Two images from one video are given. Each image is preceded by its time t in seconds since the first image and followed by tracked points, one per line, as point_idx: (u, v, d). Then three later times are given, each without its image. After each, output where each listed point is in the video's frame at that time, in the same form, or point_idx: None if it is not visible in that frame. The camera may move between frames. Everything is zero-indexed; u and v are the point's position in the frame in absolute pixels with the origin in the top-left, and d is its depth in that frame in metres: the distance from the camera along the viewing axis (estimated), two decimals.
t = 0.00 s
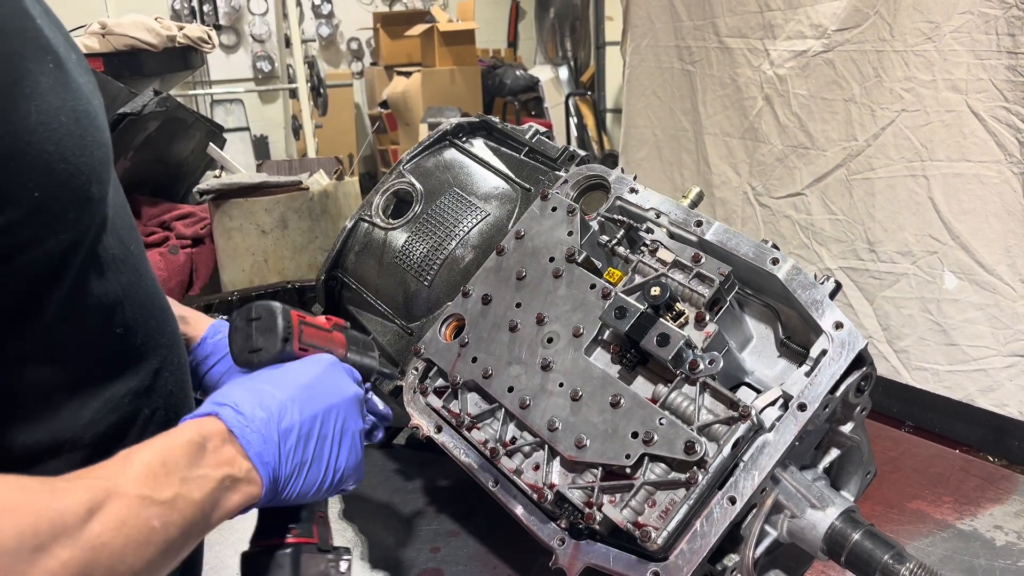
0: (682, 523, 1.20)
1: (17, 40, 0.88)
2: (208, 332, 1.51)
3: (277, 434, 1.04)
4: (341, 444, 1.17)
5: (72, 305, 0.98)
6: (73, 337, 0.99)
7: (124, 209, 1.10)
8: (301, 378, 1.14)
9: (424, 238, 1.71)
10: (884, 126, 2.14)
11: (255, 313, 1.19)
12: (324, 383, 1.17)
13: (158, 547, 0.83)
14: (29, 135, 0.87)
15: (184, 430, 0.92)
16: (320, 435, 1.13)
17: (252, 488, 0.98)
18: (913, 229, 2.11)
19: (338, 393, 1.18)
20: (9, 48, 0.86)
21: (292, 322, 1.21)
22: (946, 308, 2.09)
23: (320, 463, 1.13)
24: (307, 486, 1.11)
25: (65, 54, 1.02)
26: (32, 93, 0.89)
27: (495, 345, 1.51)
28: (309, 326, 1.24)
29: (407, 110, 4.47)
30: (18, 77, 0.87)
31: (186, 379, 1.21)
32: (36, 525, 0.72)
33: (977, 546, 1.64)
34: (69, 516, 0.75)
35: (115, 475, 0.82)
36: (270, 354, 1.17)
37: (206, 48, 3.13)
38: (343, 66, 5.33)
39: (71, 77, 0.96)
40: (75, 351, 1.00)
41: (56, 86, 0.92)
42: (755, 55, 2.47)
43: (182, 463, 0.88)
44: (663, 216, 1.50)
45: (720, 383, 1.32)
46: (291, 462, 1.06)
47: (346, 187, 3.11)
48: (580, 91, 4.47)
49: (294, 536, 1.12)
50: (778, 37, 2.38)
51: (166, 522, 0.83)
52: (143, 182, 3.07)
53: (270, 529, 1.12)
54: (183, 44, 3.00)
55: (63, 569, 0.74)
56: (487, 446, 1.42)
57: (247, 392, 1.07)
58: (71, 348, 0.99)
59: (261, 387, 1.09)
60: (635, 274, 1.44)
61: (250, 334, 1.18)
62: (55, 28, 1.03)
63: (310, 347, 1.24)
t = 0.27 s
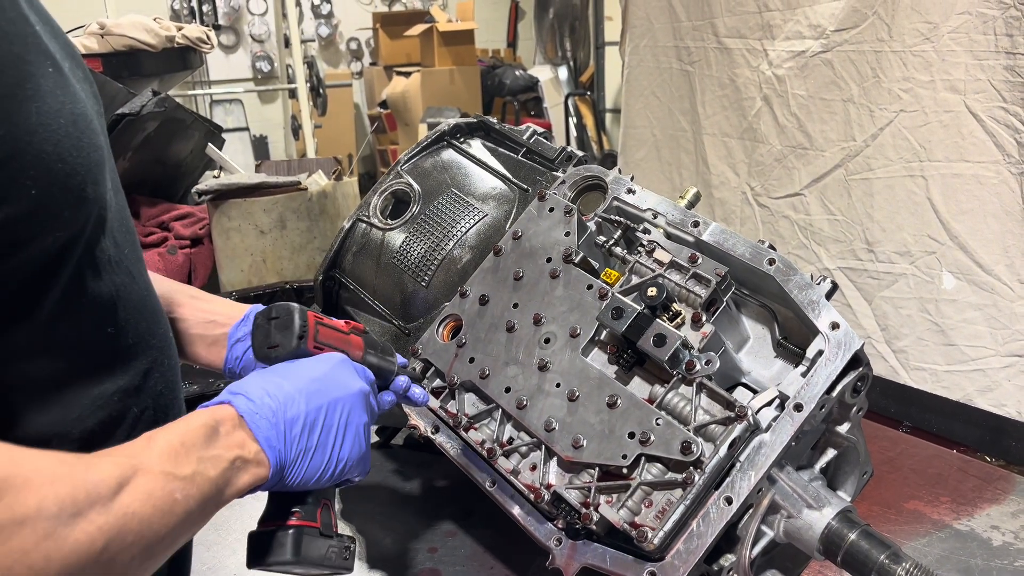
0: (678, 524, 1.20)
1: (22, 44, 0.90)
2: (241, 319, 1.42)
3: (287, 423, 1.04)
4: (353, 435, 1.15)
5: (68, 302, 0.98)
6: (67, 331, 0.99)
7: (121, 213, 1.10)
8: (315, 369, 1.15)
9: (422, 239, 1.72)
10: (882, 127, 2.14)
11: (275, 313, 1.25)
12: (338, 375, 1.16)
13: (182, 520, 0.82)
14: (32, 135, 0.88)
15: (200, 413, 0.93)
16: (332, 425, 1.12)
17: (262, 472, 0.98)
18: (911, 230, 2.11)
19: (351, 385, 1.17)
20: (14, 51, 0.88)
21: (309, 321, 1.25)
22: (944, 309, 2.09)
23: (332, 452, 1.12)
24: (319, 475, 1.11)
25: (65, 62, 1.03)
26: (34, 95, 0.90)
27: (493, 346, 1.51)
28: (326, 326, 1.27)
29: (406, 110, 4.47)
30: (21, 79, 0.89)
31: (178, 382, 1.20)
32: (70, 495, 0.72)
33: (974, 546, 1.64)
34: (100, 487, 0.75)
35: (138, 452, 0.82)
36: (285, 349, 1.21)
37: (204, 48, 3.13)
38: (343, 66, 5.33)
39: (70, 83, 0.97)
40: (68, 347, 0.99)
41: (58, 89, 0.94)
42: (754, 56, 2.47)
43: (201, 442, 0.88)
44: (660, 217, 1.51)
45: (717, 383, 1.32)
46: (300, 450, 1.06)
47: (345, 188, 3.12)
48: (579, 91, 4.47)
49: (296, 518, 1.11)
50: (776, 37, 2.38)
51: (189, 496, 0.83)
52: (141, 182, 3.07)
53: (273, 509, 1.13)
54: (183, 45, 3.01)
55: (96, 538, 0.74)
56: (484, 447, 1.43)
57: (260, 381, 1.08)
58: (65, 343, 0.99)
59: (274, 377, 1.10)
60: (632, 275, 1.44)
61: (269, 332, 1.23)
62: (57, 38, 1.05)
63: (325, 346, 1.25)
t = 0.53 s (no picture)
0: (677, 523, 1.20)
1: (26, 42, 0.92)
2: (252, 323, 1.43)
3: (295, 406, 1.02)
4: (356, 432, 1.13)
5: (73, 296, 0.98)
6: (69, 326, 0.98)
7: (129, 215, 1.11)
8: (329, 362, 1.14)
9: (420, 238, 1.71)
10: (881, 126, 2.14)
11: (300, 303, 1.21)
12: (352, 372, 1.15)
13: (190, 492, 0.80)
14: (35, 129, 0.90)
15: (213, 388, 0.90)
16: (336, 418, 1.10)
17: (265, 451, 0.96)
18: (911, 230, 2.11)
19: (362, 383, 1.15)
20: (15, 49, 0.91)
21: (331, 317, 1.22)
22: (943, 308, 2.09)
23: (331, 444, 1.10)
24: (315, 465, 1.08)
25: (72, 66, 1.06)
26: (36, 90, 0.92)
27: (491, 345, 1.51)
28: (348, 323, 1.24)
29: (406, 110, 4.47)
30: (24, 75, 0.91)
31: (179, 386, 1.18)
32: (82, 461, 0.70)
33: (972, 545, 1.64)
34: (112, 454, 0.73)
35: (149, 422, 0.80)
36: (305, 341, 1.17)
37: (203, 47, 3.13)
38: (342, 66, 5.33)
39: (75, 83, 1.00)
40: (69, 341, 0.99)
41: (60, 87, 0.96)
42: (753, 55, 2.47)
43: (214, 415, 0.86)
44: (658, 216, 1.51)
45: (715, 382, 1.32)
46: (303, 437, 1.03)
47: (342, 187, 3.12)
48: (579, 91, 4.47)
49: (286, 507, 1.07)
50: (775, 37, 2.38)
51: (198, 469, 0.81)
52: (141, 182, 3.07)
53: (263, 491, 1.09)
54: (182, 44, 3.01)
55: (105, 506, 0.71)
56: (482, 446, 1.43)
57: (274, 364, 1.07)
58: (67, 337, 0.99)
59: (288, 362, 1.09)
60: (630, 274, 1.44)
61: (291, 322, 1.19)
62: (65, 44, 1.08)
63: (343, 343, 1.22)
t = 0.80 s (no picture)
0: (675, 523, 1.20)
1: (52, 36, 0.97)
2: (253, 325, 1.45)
3: (294, 364, 1.02)
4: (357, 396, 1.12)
5: (86, 285, 1.00)
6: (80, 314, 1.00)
7: (138, 213, 1.14)
8: (328, 326, 1.13)
9: (419, 237, 1.71)
10: (881, 125, 2.14)
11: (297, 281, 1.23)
12: (351, 337, 1.15)
13: (187, 431, 0.82)
14: (53, 116, 0.94)
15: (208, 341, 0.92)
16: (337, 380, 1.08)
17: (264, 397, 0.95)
18: (910, 229, 2.11)
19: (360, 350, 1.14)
20: (42, 40, 0.95)
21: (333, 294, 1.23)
22: (942, 307, 2.09)
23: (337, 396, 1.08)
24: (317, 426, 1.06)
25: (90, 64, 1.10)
26: (59, 80, 0.96)
27: (490, 345, 1.51)
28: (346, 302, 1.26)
29: (405, 109, 4.46)
30: (49, 66, 0.95)
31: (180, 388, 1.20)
32: (78, 398, 0.72)
33: (971, 545, 1.64)
34: (108, 394, 0.74)
35: (147, 367, 0.82)
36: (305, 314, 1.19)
37: (202, 47, 3.13)
38: (342, 65, 5.33)
39: (93, 79, 1.04)
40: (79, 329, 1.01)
41: (82, 80, 1.00)
42: (753, 54, 2.47)
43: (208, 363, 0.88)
44: (657, 215, 1.50)
45: (714, 382, 1.32)
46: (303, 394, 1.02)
47: (341, 187, 3.13)
48: (578, 90, 4.47)
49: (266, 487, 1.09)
50: (774, 36, 2.38)
51: (197, 407, 0.82)
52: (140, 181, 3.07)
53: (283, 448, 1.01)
54: (181, 43, 3.01)
55: (103, 441, 0.73)
56: (481, 446, 1.43)
57: (273, 324, 1.06)
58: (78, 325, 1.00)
59: (287, 322, 1.08)
60: (629, 274, 1.44)
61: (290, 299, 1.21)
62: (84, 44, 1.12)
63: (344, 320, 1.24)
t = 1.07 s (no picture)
0: (674, 522, 1.19)
1: (67, 32, 0.97)
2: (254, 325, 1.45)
3: (268, 384, 1.06)
4: (329, 419, 1.16)
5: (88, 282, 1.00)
6: (81, 310, 1.00)
7: (141, 212, 1.15)
8: (319, 346, 1.15)
9: (418, 235, 1.71)
10: (880, 124, 2.14)
11: (303, 278, 1.21)
12: (339, 359, 1.17)
13: (155, 449, 0.86)
14: (65, 112, 0.94)
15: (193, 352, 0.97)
16: (309, 403, 1.12)
17: (235, 420, 1.01)
18: (910, 228, 2.11)
19: (343, 374, 1.17)
20: (58, 36, 0.95)
21: (329, 296, 1.21)
22: (942, 306, 2.08)
23: (306, 425, 1.13)
24: (282, 443, 1.12)
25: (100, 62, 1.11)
26: (71, 76, 0.96)
27: (488, 344, 1.51)
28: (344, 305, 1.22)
29: (405, 108, 4.46)
30: (63, 62, 0.95)
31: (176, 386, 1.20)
32: (63, 406, 0.75)
33: (971, 544, 1.64)
34: (90, 404, 0.78)
35: (127, 378, 0.86)
36: (298, 315, 1.17)
37: (201, 45, 3.13)
38: (341, 64, 5.32)
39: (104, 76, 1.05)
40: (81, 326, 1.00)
41: (95, 77, 1.00)
42: (753, 53, 2.46)
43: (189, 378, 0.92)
44: (656, 214, 1.50)
45: (713, 381, 1.32)
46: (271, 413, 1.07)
47: (340, 185, 3.13)
48: (578, 89, 4.47)
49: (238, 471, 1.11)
50: (774, 34, 2.37)
51: (169, 427, 0.87)
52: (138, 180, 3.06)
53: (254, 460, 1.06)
54: (180, 42, 3.00)
55: (77, 450, 0.76)
56: (479, 445, 1.42)
57: (265, 337, 1.11)
58: (80, 321, 1.00)
59: (279, 336, 1.12)
60: (628, 273, 1.44)
61: (290, 294, 1.20)
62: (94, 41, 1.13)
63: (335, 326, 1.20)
